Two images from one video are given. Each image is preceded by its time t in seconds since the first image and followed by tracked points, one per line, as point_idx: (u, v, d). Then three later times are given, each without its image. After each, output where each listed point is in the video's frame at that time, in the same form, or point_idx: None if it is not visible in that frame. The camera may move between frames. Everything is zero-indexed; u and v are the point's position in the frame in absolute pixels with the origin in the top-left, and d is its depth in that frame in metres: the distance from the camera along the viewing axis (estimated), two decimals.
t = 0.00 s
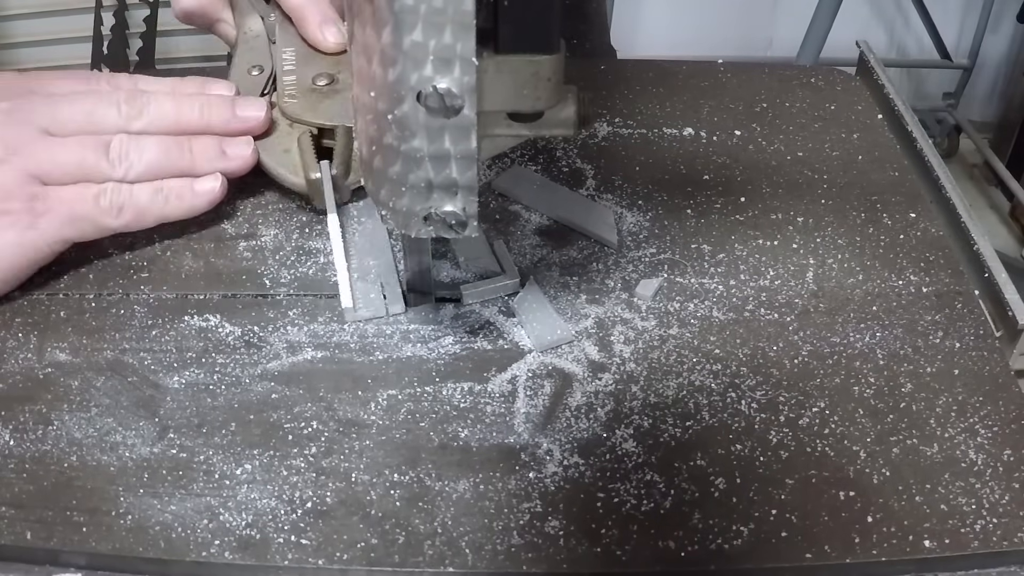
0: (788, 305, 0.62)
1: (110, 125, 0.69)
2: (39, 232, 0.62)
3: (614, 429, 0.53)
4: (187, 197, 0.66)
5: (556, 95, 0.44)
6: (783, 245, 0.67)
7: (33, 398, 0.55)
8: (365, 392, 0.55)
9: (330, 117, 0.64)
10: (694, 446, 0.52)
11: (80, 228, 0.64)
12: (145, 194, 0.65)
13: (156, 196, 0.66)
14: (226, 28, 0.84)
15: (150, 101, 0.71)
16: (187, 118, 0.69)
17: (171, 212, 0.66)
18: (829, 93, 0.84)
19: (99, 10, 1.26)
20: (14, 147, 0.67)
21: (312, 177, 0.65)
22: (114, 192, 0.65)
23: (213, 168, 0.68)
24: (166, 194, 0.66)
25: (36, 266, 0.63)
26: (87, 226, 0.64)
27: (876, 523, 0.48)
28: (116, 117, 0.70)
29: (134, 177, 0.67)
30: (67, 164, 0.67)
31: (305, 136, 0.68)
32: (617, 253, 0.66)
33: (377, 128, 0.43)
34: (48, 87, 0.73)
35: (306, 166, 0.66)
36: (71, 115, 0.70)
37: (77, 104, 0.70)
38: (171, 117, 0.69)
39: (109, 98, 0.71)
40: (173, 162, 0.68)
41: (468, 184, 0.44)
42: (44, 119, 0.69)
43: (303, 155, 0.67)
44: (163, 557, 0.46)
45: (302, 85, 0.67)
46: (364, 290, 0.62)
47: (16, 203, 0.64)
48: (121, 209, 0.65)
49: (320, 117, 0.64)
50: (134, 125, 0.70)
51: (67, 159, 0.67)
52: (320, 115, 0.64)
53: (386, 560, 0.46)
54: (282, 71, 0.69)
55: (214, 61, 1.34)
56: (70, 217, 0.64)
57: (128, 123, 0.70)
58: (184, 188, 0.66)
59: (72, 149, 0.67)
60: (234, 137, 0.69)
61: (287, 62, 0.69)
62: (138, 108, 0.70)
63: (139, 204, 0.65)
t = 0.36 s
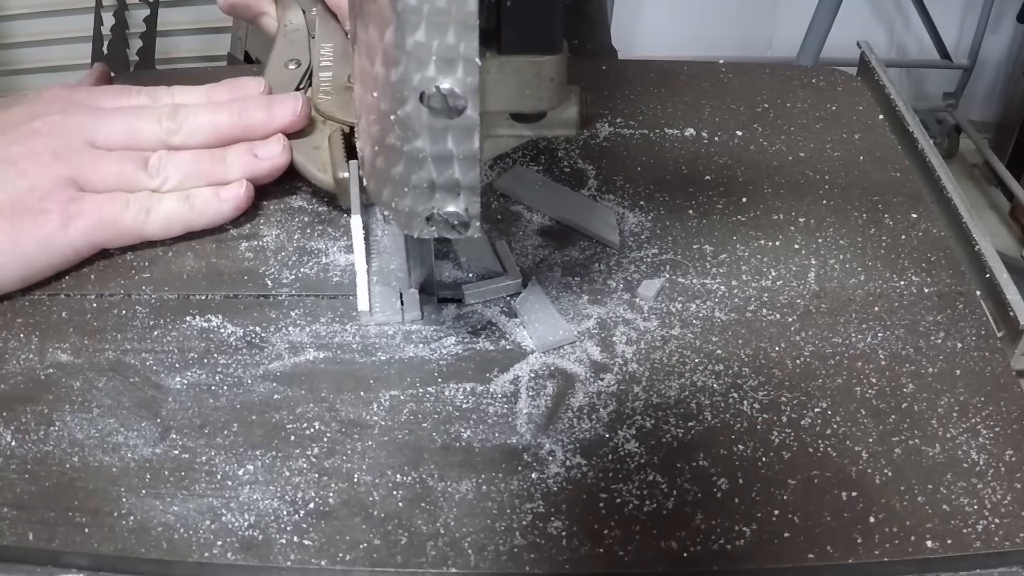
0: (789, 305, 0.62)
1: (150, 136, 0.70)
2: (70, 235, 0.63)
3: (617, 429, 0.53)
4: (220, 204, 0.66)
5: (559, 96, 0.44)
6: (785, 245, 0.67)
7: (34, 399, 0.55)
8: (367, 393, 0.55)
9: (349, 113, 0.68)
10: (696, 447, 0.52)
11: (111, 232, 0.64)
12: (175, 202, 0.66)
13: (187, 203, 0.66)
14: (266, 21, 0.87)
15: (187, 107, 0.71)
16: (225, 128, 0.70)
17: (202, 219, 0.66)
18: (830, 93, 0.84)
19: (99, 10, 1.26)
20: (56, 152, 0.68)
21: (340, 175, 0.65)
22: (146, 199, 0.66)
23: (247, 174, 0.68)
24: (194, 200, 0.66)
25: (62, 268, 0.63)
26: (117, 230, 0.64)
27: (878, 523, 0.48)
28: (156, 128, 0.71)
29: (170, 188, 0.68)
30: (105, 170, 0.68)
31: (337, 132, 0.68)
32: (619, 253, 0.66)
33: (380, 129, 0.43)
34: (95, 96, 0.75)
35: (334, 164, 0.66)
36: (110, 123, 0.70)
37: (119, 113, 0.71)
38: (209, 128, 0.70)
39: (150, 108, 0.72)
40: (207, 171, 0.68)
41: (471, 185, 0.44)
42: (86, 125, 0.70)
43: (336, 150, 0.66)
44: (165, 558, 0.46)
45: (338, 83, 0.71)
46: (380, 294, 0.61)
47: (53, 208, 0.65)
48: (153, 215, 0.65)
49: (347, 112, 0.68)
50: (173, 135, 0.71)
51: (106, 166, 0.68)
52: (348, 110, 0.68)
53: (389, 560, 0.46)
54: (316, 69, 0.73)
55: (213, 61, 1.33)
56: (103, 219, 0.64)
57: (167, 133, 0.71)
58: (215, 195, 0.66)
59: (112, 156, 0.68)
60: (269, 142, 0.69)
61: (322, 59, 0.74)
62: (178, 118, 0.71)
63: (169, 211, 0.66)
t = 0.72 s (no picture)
0: (788, 305, 0.62)
1: (149, 136, 0.70)
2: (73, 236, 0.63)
3: (615, 429, 0.53)
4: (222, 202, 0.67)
5: (557, 96, 0.44)
6: (784, 245, 0.67)
7: (34, 398, 0.55)
8: (365, 392, 0.55)
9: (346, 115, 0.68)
10: (695, 446, 0.52)
11: (111, 232, 0.64)
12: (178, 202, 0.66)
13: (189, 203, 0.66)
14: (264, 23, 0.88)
15: (186, 108, 0.71)
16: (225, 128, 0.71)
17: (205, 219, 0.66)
18: (830, 93, 0.84)
19: (99, 10, 1.26)
20: (56, 151, 0.68)
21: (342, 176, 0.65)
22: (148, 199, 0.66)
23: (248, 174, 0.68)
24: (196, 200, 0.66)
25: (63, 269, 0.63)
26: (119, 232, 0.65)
27: (877, 523, 0.48)
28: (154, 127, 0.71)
29: (171, 188, 0.68)
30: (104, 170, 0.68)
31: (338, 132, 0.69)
32: (618, 253, 0.66)
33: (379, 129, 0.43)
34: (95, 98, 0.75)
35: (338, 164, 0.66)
36: (108, 124, 0.70)
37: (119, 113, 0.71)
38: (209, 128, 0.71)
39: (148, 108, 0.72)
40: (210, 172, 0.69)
41: (470, 184, 0.44)
42: (86, 124, 0.70)
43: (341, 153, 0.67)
44: (163, 557, 0.46)
45: (338, 84, 0.71)
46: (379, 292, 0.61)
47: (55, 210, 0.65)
48: (157, 216, 0.66)
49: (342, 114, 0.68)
50: (173, 135, 0.71)
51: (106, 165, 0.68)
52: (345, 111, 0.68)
53: (387, 560, 0.46)
54: (315, 69, 0.73)
55: (213, 61, 1.33)
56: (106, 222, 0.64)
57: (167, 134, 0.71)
58: (218, 194, 0.67)
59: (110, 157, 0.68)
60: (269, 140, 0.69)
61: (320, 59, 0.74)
62: (178, 117, 0.71)
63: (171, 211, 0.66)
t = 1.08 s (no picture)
0: (788, 305, 0.62)
1: (61, 164, 0.62)
2: None
3: (615, 429, 0.53)
4: (165, 225, 0.62)
5: (555, 95, 0.44)
6: (783, 245, 0.67)
7: (33, 398, 0.55)
8: (365, 392, 0.55)
9: (267, 141, 0.66)
10: (694, 446, 0.52)
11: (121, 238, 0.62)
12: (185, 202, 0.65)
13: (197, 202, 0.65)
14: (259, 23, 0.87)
15: (117, 114, 0.66)
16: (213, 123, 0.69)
17: (135, 246, 0.60)
18: (829, 93, 0.84)
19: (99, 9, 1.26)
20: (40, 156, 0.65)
21: (278, 203, 0.62)
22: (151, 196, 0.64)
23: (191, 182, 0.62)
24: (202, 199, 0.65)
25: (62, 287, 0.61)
26: (42, 256, 0.58)
27: (876, 523, 0.48)
28: (67, 148, 0.62)
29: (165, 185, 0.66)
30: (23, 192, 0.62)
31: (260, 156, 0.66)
32: (617, 253, 0.66)
33: (377, 128, 0.43)
34: None
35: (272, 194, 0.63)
36: (13, 141, 0.62)
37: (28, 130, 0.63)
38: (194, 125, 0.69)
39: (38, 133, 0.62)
40: (134, 193, 0.62)
41: (468, 184, 0.44)
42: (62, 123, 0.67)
43: (257, 185, 0.64)
44: (163, 556, 0.46)
45: (214, 123, 0.69)
46: (378, 296, 0.61)
47: None
48: (84, 251, 0.60)
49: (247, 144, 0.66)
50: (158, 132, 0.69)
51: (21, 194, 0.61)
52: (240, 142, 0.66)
53: (386, 560, 0.46)
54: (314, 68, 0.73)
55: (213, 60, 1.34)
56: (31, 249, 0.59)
57: (84, 152, 0.63)
58: (155, 208, 0.61)
59: (28, 168, 0.62)
60: (207, 149, 0.64)
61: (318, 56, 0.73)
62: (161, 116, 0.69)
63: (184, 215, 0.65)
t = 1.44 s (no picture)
0: (788, 305, 0.62)
1: (76, 157, 0.63)
2: (7, 255, 0.59)
3: (615, 429, 0.53)
4: (174, 219, 0.62)
5: (556, 95, 0.44)
6: (783, 245, 0.67)
7: (33, 398, 0.55)
8: (365, 392, 0.55)
9: (278, 142, 0.66)
10: (694, 446, 0.52)
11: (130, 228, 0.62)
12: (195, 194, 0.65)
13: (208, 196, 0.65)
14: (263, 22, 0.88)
15: (131, 108, 0.67)
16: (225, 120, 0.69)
17: (145, 239, 0.60)
18: (829, 93, 0.84)
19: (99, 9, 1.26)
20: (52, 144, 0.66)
21: (289, 204, 0.63)
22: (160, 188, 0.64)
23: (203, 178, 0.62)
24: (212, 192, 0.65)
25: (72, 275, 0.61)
26: (53, 246, 0.59)
27: (876, 523, 0.48)
28: (81, 142, 0.63)
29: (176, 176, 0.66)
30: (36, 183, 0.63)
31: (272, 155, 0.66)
32: (617, 253, 0.66)
33: (377, 128, 0.43)
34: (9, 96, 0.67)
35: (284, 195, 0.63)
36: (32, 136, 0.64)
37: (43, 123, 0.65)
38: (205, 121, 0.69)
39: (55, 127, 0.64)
40: (148, 187, 0.62)
41: (468, 184, 0.44)
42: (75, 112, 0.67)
43: (268, 186, 0.64)
44: (163, 556, 0.46)
45: (224, 123, 0.69)
46: (391, 298, 0.60)
47: None
48: (94, 242, 0.60)
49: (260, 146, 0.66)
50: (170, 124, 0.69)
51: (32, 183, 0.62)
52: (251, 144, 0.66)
53: (387, 560, 0.46)
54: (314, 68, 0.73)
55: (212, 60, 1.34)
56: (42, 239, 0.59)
57: (99, 146, 0.64)
58: (165, 201, 0.62)
59: (44, 160, 0.63)
60: (222, 148, 0.64)
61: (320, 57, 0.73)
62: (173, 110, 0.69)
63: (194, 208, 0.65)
